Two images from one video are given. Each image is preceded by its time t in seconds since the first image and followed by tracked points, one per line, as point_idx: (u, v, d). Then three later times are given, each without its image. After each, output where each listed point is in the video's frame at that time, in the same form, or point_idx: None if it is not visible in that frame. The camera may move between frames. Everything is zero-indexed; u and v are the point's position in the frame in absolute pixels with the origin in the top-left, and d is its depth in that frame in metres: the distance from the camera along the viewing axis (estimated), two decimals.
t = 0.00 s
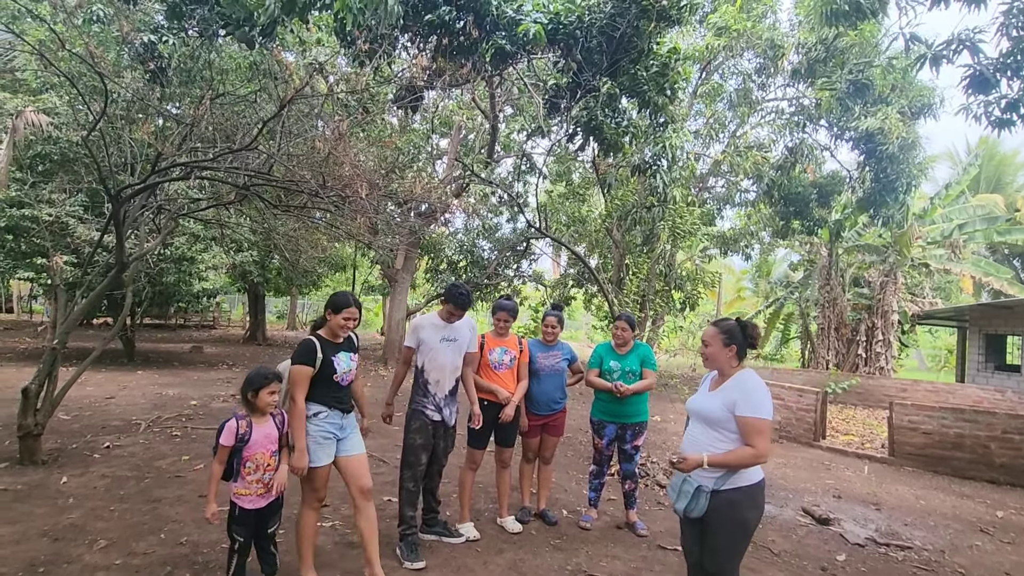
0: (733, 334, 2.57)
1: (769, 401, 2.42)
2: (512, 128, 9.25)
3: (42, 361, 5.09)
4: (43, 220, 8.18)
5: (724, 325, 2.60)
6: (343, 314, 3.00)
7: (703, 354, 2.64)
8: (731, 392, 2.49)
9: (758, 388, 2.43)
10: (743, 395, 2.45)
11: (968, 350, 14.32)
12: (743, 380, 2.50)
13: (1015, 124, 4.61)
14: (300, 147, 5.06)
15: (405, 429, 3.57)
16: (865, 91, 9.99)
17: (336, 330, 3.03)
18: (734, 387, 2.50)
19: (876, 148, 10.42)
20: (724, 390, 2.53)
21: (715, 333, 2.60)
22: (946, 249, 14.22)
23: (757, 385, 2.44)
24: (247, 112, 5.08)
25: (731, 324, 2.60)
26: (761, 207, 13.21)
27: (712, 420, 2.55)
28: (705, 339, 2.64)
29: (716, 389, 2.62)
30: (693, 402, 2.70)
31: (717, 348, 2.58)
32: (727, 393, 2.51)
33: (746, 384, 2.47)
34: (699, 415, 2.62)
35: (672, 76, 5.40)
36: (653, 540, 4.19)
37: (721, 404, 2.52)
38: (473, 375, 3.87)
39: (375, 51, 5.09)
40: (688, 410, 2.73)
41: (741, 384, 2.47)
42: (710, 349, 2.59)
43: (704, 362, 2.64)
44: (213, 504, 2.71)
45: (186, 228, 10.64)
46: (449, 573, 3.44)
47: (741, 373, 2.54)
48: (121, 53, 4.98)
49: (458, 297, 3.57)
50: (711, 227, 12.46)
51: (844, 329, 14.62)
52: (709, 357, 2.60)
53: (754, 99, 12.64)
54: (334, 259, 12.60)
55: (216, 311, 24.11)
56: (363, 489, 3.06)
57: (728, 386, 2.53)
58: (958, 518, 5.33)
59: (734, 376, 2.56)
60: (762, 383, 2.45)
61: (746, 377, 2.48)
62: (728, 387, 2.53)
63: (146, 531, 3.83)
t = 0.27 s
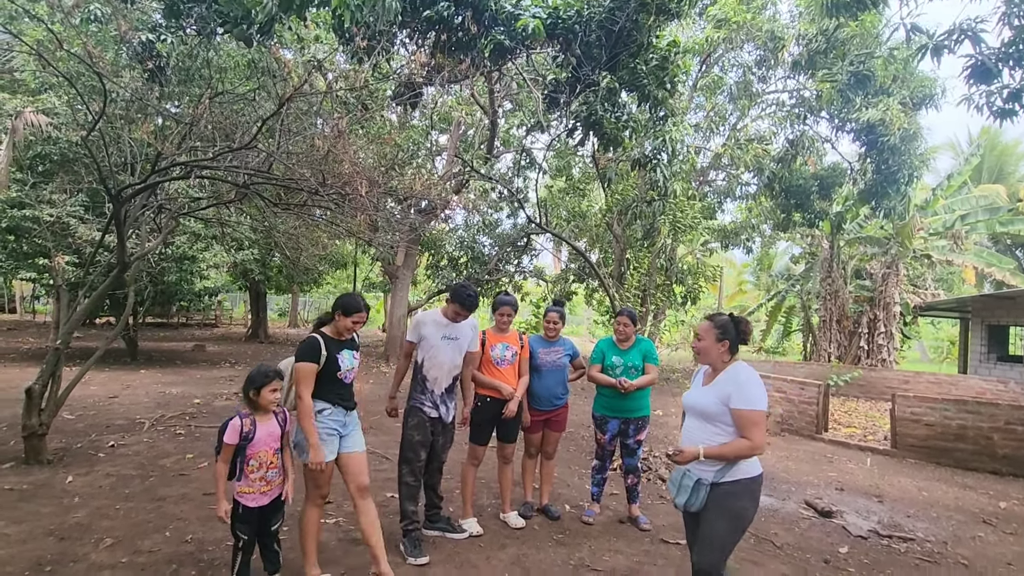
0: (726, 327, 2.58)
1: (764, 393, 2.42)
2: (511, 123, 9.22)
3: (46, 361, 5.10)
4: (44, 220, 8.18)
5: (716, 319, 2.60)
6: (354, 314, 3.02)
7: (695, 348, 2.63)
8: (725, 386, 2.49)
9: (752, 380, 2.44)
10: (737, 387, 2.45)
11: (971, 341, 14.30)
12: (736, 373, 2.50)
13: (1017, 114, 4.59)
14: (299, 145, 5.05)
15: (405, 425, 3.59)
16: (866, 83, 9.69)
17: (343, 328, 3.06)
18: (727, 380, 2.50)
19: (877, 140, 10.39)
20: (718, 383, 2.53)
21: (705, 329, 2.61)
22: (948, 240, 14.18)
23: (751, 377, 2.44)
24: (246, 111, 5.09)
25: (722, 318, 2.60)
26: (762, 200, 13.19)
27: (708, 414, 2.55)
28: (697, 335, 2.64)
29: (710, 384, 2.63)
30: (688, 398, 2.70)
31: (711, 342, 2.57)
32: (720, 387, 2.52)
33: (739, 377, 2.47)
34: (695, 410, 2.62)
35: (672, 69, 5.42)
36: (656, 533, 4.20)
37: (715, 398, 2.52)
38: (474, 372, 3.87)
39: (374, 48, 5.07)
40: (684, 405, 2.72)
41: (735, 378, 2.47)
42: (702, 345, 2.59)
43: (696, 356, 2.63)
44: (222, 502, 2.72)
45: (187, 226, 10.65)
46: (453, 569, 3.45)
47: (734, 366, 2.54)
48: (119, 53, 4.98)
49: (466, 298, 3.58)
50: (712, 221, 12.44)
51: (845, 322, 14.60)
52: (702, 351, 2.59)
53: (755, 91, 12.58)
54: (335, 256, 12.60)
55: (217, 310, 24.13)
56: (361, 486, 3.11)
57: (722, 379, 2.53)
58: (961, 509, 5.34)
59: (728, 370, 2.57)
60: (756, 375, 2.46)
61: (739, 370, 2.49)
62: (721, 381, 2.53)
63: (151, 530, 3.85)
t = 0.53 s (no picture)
0: (727, 318, 2.58)
1: (763, 386, 2.41)
2: (510, 119, 9.22)
3: (50, 361, 5.13)
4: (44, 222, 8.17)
5: (717, 308, 2.60)
6: (362, 307, 3.07)
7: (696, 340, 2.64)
8: (725, 378, 2.48)
9: (752, 372, 2.43)
10: (737, 379, 2.44)
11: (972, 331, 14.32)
12: (736, 364, 2.50)
13: (1016, 102, 4.59)
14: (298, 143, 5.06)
15: (407, 420, 3.61)
16: (864, 75, 9.68)
17: (353, 322, 3.11)
18: (728, 372, 2.49)
19: (876, 131, 10.36)
20: (718, 375, 2.52)
21: (707, 319, 2.61)
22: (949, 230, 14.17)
23: (752, 369, 2.43)
24: (245, 110, 5.11)
25: (725, 308, 2.61)
26: (762, 193, 13.19)
27: (707, 407, 2.54)
28: (697, 326, 2.64)
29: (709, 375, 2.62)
30: (687, 390, 2.70)
31: (711, 331, 2.58)
32: (720, 379, 2.51)
33: (739, 369, 2.46)
34: (694, 402, 2.62)
35: (670, 63, 5.44)
36: (659, 524, 4.23)
37: (715, 390, 2.51)
38: (477, 366, 3.89)
39: (371, 46, 5.07)
40: (683, 396, 2.72)
41: (736, 370, 2.46)
42: (703, 336, 2.59)
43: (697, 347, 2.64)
44: (229, 494, 2.73)
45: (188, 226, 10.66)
46: (458, 561, 3.48)
47: (734, 358, 2.53)
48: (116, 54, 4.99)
49: (472, 294, 3.60)
50: (712, 214, 12.45)
51: (846, 313, 14.61)
52: (703, 342, 2.60)
53: (753, 84, 12.56)
54: (335, 254, 12.62)
55: (219, 310, 24.17)
56: (372, 478, 3.20)
57: (722, 371, 2.52)
58: (962, 497, 5.36)
59: (728, 362, 2.56)
60: (757, 367, 2.45)
61: (739, 362, 2.48)
62: (720, 373, 2.52)
63: (158, 526, 3.88)
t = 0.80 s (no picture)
0: (738, 312, 2.52)
1: (772, 383, 2.32)
2: (509, 116, 9.20)
3: (53, 363, 5.14)
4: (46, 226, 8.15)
5: (729, 299, 2.54)
6: (368, 300, 3.15)
7: (707, 332, 2.58)
8: (733, 372, 2.39)
9: (762, 368, 2.34)
10: (745, 375, 2.35)
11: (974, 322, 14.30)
12: (746, 360, 2.41)
13: (1017, 92, 4.57)
14: (298, 142, 5.05)
15: (412, 418, 3.61)
16: (863, 66, 9.78)
17: (364, 318, 3.19)
18: (736, 367, 2.40)
19: (876, 123, 10.32)
20: (726, 369, 2.43)
21: (718, 311, 2.56)
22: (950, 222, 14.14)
23: (762, 366, 2.35)
24: (244, 110, 5.10)
25: (736, 299, 2.54)
26: (762, 186, 13.17)
27: (712, 402, 2.45)
28: (709, 319, 2.59)
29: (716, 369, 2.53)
30: (692, 385, 2.60)
31: (721, 322, 2.54)
32: (728, 373, 2.42)
33: (748, 364, 2.37)
34: (699, 397, 2.52)
35: (668, 57, 5.37)
36: (663, 518, 4.24)
37: (722, 385, 2.42)
38: (479, 362, 3.88)
39: (369, 43, 5.05)
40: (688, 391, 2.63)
41: (744, 364, 2.37)
42: (715, 329, 2.55)
43: (708, 340, 2.58)
44: (233, 493, 2.74)
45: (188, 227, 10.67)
46: (463, 556, 3.49)
47: (744, 353, 2.45)
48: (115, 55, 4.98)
49: (477, 290, 3.62)
50: (713, 208, 12.42)
51: (848, 306, 14.59)
52: (713, 333, 2.55)
53: (753, 77, 12.50)
54: (336, 253, 12.63)
55: (221, 311, 24.19)
56: (372, 474, 3.29)
57: (729, 366, 2.43)
58: (966, 488, 5.36)
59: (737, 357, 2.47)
60: (767, 363, 2.37)
61: (749, 357, 2.39)
62: (728, 367, 2.43)
63: (164, 525, 3.90)
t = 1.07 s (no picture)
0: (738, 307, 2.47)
1: (771, 380, 2.27)
2: (509, 114, 9.20)
3: (58, 366, 5.16)
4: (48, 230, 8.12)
5: (729, 295, 2.51)
6: (371, 297, 3.16)
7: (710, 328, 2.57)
8: (731, 370, 2.36)
9: (759, 366, 2.29)
10: (743, 373, 2.31)
11: (977, 316, 14.28)
12: (745, 357, 2.36)
13: (1018, 84, 4.57)
14: (298, 143, 5.07)
15: (419, 417, 3.61)
16: (864, 59, 9.71)
17: (367, 314, 3.21)
18: (734, 364, 2.37)
19: (877, 117, 10.31)
20: (725, 367, 2.40)
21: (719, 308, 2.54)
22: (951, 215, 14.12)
23: (759, 363, 2.29)
24: (244, 111, 5.10)
25: (737, 293, 2.51)
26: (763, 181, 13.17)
27: (713, 401, 2.43)
28: (713, 315, 2.57)
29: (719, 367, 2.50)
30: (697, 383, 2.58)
31: (720, 316, 2.54)
32: (727, 371, 2.39)
33: (746, 362, 2.33)
34: (701, 396, 2.51)
35: (667, 54, 5.39)
36: (667, 514, 4.24)
37: (720, 383, 2.40)
38: (481, 360, 3.89)
39: (368, 44, 5.05)
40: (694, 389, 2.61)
41: (742, 362, 2.33)
42: (716, 325, 2.54)
43: (711, 336, 2.56)
44: (243, 492, 2.76)
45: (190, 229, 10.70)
46: (468, 554, 3.51)
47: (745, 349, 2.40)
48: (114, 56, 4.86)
49: (472, 280, 3.65)
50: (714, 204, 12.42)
51: (850, 301, 14.58)
52: (714, 329, 2.54)
53: (753, 72, 12.47)
54: (337, 254, 12.66)
55: (223, 313, 24.22)
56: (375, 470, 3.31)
57: (729, 363, 2.40)
58: (970, 481, 5.37)
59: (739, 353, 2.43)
60: (766, 359, 2.31)
61: (748, 354, 2.34)
62: (728, 365, 2.40)
63: (170, 526, 3.92)
